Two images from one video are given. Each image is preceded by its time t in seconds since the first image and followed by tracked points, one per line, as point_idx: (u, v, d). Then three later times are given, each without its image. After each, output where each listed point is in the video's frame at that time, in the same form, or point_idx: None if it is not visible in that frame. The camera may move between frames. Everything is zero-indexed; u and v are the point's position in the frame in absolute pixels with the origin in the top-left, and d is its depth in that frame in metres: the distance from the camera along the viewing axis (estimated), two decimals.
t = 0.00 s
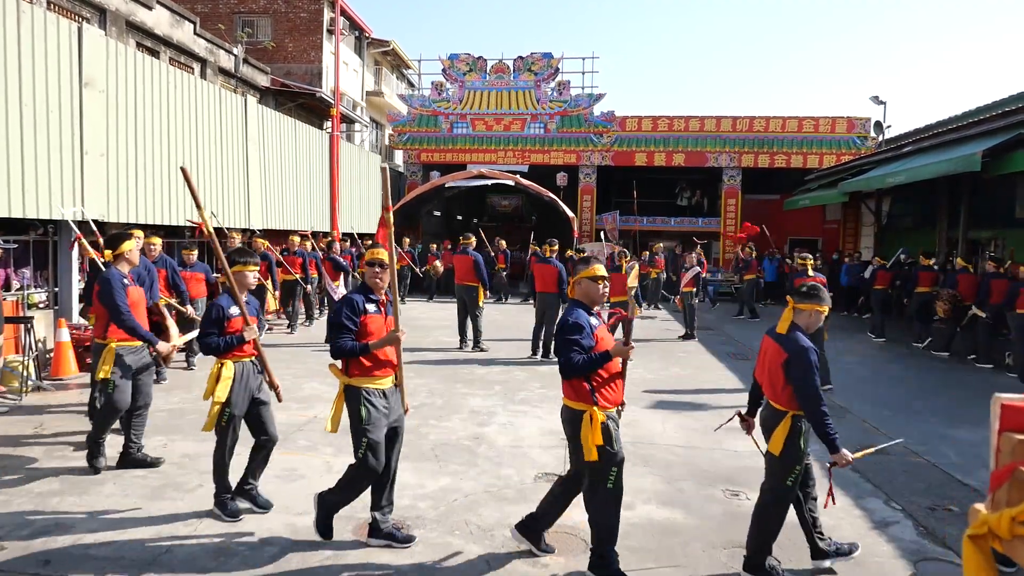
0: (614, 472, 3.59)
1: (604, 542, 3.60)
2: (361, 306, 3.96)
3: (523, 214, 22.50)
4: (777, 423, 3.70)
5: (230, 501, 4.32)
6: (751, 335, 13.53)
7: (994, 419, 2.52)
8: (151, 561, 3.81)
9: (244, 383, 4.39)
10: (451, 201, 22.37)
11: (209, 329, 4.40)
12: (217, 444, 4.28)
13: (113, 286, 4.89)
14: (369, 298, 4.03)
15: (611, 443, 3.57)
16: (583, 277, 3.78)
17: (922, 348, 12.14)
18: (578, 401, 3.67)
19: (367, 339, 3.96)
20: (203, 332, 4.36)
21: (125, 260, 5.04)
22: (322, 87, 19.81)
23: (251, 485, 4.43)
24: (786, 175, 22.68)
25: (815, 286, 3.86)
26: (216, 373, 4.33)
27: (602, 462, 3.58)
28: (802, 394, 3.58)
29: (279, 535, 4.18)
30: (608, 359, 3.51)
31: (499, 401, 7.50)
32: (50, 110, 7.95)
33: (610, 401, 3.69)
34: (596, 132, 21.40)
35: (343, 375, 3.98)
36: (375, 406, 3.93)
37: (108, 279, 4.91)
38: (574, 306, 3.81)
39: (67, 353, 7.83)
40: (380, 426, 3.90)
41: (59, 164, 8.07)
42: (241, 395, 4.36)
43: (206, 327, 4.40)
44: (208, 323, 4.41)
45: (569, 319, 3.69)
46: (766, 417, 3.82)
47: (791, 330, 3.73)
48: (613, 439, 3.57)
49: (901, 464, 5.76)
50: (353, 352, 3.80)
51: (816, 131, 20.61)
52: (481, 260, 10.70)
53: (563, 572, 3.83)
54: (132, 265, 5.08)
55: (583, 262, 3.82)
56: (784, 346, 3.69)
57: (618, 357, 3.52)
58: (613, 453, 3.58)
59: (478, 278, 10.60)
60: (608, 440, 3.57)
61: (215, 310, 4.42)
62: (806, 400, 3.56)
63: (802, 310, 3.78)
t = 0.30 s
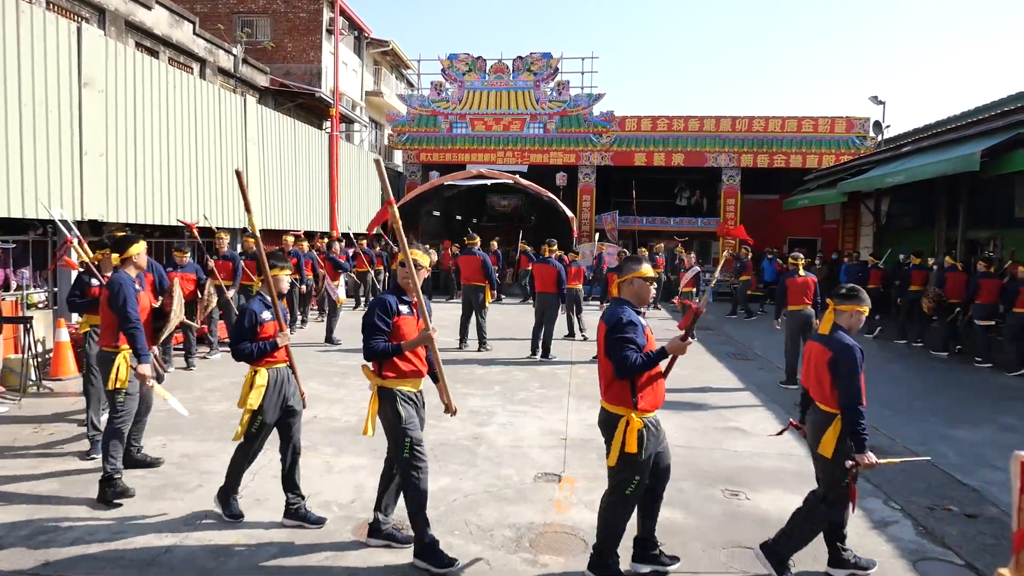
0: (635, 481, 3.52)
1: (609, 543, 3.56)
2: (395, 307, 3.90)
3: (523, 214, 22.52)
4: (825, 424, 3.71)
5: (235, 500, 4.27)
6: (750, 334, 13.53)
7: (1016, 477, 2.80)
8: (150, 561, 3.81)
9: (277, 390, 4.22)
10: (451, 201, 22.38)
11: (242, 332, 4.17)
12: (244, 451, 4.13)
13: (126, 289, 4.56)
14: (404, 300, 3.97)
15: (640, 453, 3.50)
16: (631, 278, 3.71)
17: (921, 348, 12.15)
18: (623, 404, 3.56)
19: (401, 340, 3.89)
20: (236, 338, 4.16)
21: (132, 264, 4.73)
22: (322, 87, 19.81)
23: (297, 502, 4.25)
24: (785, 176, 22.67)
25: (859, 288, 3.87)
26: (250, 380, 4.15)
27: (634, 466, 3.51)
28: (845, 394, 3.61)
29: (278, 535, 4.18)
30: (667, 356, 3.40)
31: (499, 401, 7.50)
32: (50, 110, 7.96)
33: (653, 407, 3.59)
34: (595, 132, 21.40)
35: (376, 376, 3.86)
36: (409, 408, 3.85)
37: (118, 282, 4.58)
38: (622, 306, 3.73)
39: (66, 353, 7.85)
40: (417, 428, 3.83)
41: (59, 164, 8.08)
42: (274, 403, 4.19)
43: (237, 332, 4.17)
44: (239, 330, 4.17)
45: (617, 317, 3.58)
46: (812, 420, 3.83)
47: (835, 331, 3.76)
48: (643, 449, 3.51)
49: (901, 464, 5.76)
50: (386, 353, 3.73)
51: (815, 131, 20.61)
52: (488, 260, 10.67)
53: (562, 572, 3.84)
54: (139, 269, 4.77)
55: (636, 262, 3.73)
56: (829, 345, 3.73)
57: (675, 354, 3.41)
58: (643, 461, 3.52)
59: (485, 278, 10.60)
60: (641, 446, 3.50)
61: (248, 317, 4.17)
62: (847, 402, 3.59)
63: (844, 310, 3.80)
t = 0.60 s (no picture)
0: (681, 489, 3.47)
1: (631, 545, 3.50)
2: (434, 313, 3.77)
3: (523, 214, 22.53)
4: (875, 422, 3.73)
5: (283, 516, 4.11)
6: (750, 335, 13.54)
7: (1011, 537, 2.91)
8: (151, 561, 3.82)
9: (310, 390, 4.18)
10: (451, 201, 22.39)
11: (279, 334, 4.08)
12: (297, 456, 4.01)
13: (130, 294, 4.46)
14: (440, 304, 3.83)
15: (689, 461, 3.45)
16: (685, 286, 3.65)
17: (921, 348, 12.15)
18: (676, 411, 3.49)
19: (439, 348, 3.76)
20: (271, 339, 4.06)
21: (136, 266, 4.63)
22: (322, 87, 19.82)
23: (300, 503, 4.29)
24: (785, 176, 22.68)
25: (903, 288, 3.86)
26: (283, 379, 4.10)
27: (681, 472, 3.46)
28: (878, 393, 3.62)
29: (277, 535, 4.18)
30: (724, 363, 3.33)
31: (499, 402, 7.51)
32: (50, 111, 7.97)
33: (706, 416, 3.53)
34: (595, 132, 21.39)
35: (416, 381, 3.76)
36: (450, 413, 3.74)
37: (127, 286, 4.47)
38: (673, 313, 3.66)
39: (66, 354, 7.86)
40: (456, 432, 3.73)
41: (59, 164, 8.09)
42: (308, 404, 4.13)
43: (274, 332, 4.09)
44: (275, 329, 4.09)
45: (671, 326, 3.50)
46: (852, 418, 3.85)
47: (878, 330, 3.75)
48: (691, 458, 3.45)
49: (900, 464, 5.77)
50: (427, 360, 3.62)
51: (815, 131, 20.63)
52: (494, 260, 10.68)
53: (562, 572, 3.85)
54: (142, 271, 4.68)
55: (688, 271, 3.67)
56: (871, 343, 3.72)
57: (731, 359, 3.35)
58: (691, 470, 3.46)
59: (490, 279, 10.60)
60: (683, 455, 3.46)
61: (281, 317, 4.11)
62: (878, 400, 3.60)
63: (887, 310, 3.80)
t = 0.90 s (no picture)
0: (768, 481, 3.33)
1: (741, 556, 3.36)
2: (481, 315, 3.72)
3: (523, 214, 22.55)
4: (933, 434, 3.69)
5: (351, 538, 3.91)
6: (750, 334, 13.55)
7: (998, 518, 3.17)
8: (151, 562, 3.82)
9: (337, 399, 4.07)
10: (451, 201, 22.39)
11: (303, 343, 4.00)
12: (326, 464, 3.92)
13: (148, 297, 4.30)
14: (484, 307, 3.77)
15: (761, 453, 3.34)
16: (744, 286, 3.68)
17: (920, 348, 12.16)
18: (731, 410, 3.41)
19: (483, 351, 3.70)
20: (295, 348, 4.00)
21: (155, 268, 4.50)
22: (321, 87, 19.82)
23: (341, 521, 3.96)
24: (785, 176, 22.69)
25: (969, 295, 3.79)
26: (309, 390, 3.99)
27: (756, 467, 3.33)
28: (944, 407, 3.56)
29: (276, 535, 4.18)
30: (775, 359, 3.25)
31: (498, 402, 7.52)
32: (49, 111, 7.96)
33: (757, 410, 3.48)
34: (595, 132, 21.39)
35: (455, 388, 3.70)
36: (486, 420, 3.71)
37: (143, 289, 4.34)
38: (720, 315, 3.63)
39: (66, 354, 7.86)
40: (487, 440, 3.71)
41: (58, 165, 8.08)
42: (337, 412, 4.02)
43: (299, 340, 4.00)
44: (300, 337, 4.00)
45: (721, 325, 3.45)
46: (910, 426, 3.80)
47: (944, 341, 3.69)
48: (762, 450, 3.35)
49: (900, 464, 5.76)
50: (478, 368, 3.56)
51: (815, 131, 20.62)
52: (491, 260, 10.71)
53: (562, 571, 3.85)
54: (162, 275, 4.55)
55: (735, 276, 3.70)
56: (937, 356, 3.66)
57: (779, 355, 3.27)
58: (764, 461, 3.34)
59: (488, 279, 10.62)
60: (756, 447, 3.34)
61: (304, 324, 4.00)
62: (943, 415, 3.55)
63: (952, 320, 3.74)
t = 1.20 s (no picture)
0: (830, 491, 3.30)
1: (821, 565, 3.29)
2: (535, 320, 3.70)
3: (522, 214, 22.54)
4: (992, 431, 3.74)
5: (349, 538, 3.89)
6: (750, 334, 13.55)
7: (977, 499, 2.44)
8: (150, 561, 3.82)
9: (365, 404, 3.97)
10: (451, 201, 22.37)
11: (326, 344, 3.85)
12: (340, 470, 3.88)
13: (177, 297, 4.27)
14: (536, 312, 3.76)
15: (821, 464, 3.29)
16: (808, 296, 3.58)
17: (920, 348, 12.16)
18: (793, 419, 3.33)
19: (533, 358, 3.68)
20: (319, 348, 3.84)
21: (183, 271, 4.45)
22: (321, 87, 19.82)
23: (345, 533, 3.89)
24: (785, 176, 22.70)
25: None
26: (340, 394, 3.88)
27: (815, 478, 3.29)
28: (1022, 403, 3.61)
29: (275, 536, 4.18)
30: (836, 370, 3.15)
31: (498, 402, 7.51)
32: (49, 111, 7.95)
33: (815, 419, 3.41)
34: (595, 132, 21.39)
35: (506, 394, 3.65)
36: (535, 427, 3.65)
37: (172, 291, 4.29)
38: (777, 319, 3.53)
39: (66, 354, 7.85)
40: (533, 448, 3.65)
41: (57, 165, 8.07)
42: (364, 418, 3.94)
43: (321, 339, 3.86)
44: (325, 337, 3.86)
45: (782, 335, 3.38)
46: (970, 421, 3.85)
47: (1005, 336, 3.72)
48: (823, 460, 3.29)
49: (899, 464, 5.76)
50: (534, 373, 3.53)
51: (814, 131, 20.62)
52: (490, 260, 10.69)
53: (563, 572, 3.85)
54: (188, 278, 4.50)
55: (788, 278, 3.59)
56: (1001, 352, 3.69)
57: (842, 368, 3.19)
58: (824, 472, 3.29)
59: (487, 279, 10.60)
60: (815, 457, 3.30)
61: (337, 322, 3.88)
62: None
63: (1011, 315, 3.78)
